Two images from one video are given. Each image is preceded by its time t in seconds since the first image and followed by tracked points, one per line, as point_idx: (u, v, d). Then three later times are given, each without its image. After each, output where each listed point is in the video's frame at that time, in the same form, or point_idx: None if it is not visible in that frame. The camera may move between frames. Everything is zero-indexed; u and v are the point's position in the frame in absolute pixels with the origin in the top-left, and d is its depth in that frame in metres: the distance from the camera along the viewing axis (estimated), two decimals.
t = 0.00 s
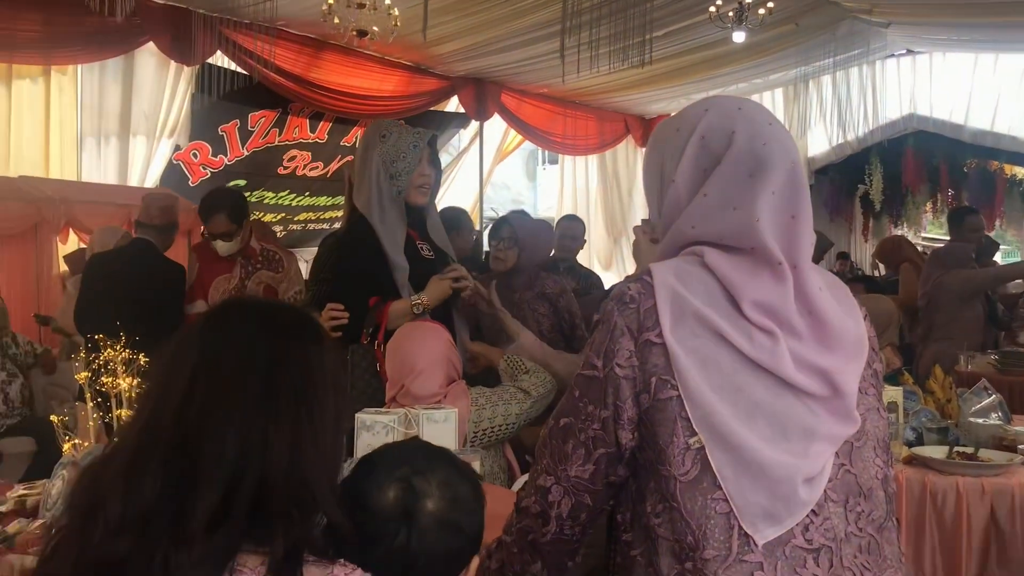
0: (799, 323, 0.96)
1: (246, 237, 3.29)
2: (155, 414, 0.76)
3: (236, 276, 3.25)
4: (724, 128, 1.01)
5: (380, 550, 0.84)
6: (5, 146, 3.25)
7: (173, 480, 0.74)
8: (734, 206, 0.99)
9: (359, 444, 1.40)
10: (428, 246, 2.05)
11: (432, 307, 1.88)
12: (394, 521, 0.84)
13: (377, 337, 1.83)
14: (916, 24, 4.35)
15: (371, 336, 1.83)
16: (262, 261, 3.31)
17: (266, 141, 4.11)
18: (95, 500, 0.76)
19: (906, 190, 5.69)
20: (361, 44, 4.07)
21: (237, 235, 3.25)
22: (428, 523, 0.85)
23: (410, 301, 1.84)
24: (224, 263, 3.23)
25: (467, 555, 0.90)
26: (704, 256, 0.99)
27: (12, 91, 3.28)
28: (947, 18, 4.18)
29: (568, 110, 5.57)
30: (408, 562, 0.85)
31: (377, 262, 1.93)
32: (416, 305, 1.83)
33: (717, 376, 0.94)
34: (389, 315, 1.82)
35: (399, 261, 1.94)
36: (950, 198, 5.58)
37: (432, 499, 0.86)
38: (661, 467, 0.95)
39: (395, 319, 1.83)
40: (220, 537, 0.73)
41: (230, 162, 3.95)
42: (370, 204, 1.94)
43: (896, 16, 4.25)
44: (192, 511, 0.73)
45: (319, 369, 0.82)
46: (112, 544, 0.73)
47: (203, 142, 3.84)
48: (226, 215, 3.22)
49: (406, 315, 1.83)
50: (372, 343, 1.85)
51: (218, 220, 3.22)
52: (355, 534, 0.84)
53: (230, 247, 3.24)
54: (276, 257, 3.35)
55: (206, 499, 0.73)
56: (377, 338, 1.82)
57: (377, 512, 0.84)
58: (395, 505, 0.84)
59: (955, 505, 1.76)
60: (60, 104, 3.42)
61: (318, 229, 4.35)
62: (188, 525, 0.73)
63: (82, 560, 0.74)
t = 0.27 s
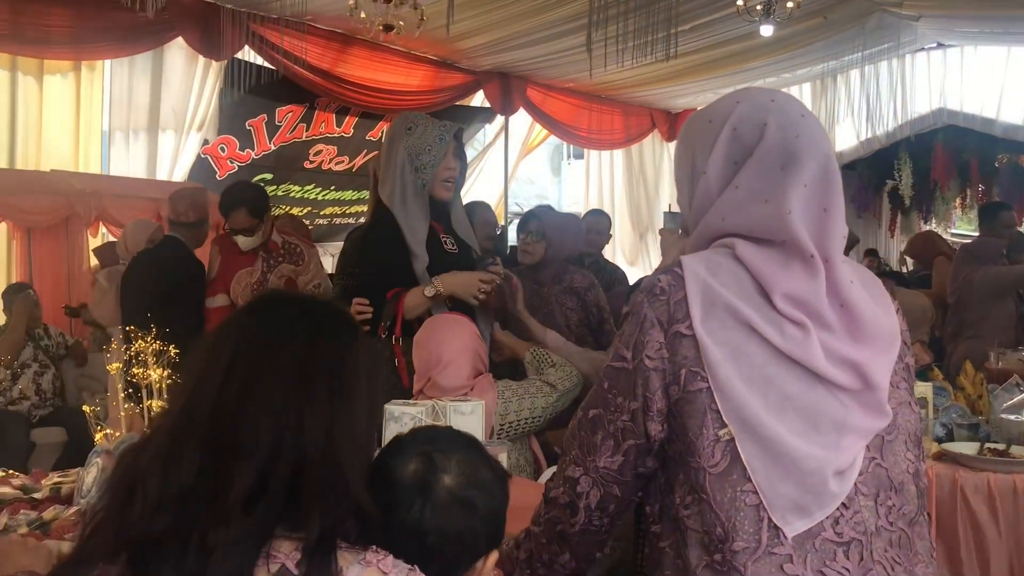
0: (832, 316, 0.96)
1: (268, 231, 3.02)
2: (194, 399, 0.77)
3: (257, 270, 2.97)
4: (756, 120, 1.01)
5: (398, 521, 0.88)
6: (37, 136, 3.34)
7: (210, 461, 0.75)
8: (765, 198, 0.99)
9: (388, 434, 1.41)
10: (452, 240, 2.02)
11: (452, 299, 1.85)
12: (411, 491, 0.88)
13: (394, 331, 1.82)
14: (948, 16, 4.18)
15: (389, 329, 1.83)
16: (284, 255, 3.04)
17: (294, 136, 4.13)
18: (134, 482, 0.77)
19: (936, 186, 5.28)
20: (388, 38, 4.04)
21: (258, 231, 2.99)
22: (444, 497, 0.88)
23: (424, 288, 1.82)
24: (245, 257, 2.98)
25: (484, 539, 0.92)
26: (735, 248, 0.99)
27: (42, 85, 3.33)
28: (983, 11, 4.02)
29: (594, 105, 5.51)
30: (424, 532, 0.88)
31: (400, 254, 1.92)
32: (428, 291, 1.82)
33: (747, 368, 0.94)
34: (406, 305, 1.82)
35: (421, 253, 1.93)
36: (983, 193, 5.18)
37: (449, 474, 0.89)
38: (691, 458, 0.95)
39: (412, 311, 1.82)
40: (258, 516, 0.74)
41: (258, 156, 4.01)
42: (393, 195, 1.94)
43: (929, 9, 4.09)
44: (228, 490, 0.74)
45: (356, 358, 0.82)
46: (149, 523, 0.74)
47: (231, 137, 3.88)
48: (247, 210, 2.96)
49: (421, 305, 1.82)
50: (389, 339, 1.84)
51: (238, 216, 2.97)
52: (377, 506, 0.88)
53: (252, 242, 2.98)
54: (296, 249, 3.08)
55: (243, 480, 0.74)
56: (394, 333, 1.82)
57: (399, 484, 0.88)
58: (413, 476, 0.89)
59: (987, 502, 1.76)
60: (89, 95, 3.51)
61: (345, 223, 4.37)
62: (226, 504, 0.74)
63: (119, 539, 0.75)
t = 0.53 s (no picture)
0: (855, 311, 0.95)
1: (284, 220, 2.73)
2: (216, 390, 0.78)
3: (273, 264, 2.68)
4: (780, 114, 1.01)
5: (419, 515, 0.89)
6: (60, 134, 3.60)
7: (232, 450, 0.75)
8: (788, 193, 0.98)
9: (409, 428, 1.41)
10: (475, 233, 2.03)
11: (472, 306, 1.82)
12: (434, 485, 0.90)
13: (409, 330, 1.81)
14: (976, 9, 4.03)
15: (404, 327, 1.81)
16: (300, 246, 2.74)
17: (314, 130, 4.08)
18: (156, 470, 0.78)
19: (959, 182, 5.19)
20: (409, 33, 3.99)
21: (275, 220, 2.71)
22: (465, 491, 0.89)
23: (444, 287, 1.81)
24: (262, 249, 2.69)
25: (507, 531, 0.92)
26: (757, 242, 0.98)
27: (66, 79, 3.59)
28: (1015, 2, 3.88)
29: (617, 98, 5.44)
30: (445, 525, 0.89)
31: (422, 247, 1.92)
32: (447, 290, 1.80)
33: (770, 363, 0.93)
34: (424, 303, 1.81)
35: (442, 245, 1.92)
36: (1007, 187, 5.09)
37: (470, 469, 0.90)
38: (714, 452, 0.95)
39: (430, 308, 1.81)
40: (281, 505, 0.75)
41: (277, 149, 3.97)
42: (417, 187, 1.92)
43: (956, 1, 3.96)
44: (251, 478, 0.74)
45: (377, 350, 0.83)
46: (173, 511, 0.75)
47: (252, 130, 3.90)
48: (261, 197, 2.68)
49: (437, 303, 1.81)
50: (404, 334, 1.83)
51: (252, 203, 2.68)
52: (400, 499, 0.90)
53: (268, 232, 2.70)
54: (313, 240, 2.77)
55: (265, 469, 0.75)
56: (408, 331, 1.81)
57: (422, 478, 0.90)
58: (435, 472, 0.90)
59: (1013, 498, 1.75)
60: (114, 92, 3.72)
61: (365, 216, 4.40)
62: (249, 493, 0.74)
63: (143, 526, 0.76)
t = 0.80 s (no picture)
0: (879, 306, 0.95)
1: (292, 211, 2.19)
2: (248, 383, 0.78)
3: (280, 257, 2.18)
4: (805, 109, 1.00)
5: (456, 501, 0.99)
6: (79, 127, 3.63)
7: (264, 442, 0.76)
8: (812, 189, 0.98)
9: (431, 422, 1.43)
10: (502, 232, 2.02)
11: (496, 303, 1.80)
12: (470, 473, 0.99)
13: (434, 326, 1.81)
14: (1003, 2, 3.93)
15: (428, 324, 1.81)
16: (309, 240, 2.21)
17: (335, 125, 4.14)
18: (189, 462, 0.79)
19: (986, 176, 5.11)
20: (429, 28, 3.97)
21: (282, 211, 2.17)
22: (499, 479, 0.98)
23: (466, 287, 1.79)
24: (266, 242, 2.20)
25: (539, 522, 1.00)
26: (781, 236, 0.98)
27: (89, 74, 3.54)
28: None
29: (636, 92, 5.41)
30: (480, 511, 0.97)
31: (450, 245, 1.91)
32: (470, 290, 1.78)
33: (793, 358, 0.93)
34: (448, 303, 1.79)
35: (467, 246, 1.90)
36: None
37: (504, 459, 0.99)
38: (737, 446, 0.96)
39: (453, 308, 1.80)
40: (313, 495, 0.76)
41: (299, 144, 4.05)
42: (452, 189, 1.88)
43: None
44: (285, 469, 0.75)
45: (405, 346, 0.84)
46: (207, 500, 0.76)
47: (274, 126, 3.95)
48: (266, 187, 2.11)
49: (461, 303, 1.79)
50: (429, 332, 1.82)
51: (255, 193, 2.12)
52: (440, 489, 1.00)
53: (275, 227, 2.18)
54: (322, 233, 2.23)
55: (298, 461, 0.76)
56: (432, 328, 1.80)
57: (461, 468, 0.99)
58: (472, 461, 0.99)
59: None
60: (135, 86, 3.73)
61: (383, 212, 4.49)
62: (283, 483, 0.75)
63: (177, 516, 0.77)
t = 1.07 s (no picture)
0: (902, 302, 0.94)
1: (282, 207, 2.27)
2: (275, 376, 0.78)
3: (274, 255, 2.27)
4: (829, 104, 1.00)
5: (501, 487, 1.01)
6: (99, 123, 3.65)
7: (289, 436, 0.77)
8: (834, 185, 0.97)
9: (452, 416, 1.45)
10: (533, 233, 1.99)
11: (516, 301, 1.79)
12: (518, 461, 1.01)
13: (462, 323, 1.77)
14: None
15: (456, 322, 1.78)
16: (301, 237, 2.28)
17: (353, 120, 4.10)
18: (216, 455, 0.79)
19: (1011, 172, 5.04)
20: (447, 23, 3.95)
21: (271, 208, 2.26)
22: (547, 470, 1.01)
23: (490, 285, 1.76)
24: (263, 240, 2.30)
25: (580, 520, 1.02)
26: (803, 232, 0.98)
27: (108, 71, 3.64)
28: None
29: (655, 87, 5.38)
30: (523, 499, 1.00)
31: (479, 244, 1.86)
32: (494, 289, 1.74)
33: (815, 354, 0.93)
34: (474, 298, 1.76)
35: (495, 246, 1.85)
36: None
37: (553, 451, 1.02)
38: (758, 442, 0.95)
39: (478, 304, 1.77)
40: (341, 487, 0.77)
41: (316, 140, 3.98)
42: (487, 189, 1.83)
43: None
44: (311, 463, 0.76)
45: (430, 341, 0.84)
46: (235, 492, 0.75)
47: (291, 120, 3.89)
48: (253, 183, 2.24)
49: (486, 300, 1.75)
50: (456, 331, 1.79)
51: (244, 190, 2.25)
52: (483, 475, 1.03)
53: (265, 223, 2.27)
54: (314, 229, 2.29)
55: (327, 455, 0.76)
56: (460, 326, 1.77)
57: (509, 455, 1.02)
58: (522, 452, 1.01)
59: None
60: (156, 82, 3.75)
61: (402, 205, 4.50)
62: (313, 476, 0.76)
63: (205, 509, 0.76)
